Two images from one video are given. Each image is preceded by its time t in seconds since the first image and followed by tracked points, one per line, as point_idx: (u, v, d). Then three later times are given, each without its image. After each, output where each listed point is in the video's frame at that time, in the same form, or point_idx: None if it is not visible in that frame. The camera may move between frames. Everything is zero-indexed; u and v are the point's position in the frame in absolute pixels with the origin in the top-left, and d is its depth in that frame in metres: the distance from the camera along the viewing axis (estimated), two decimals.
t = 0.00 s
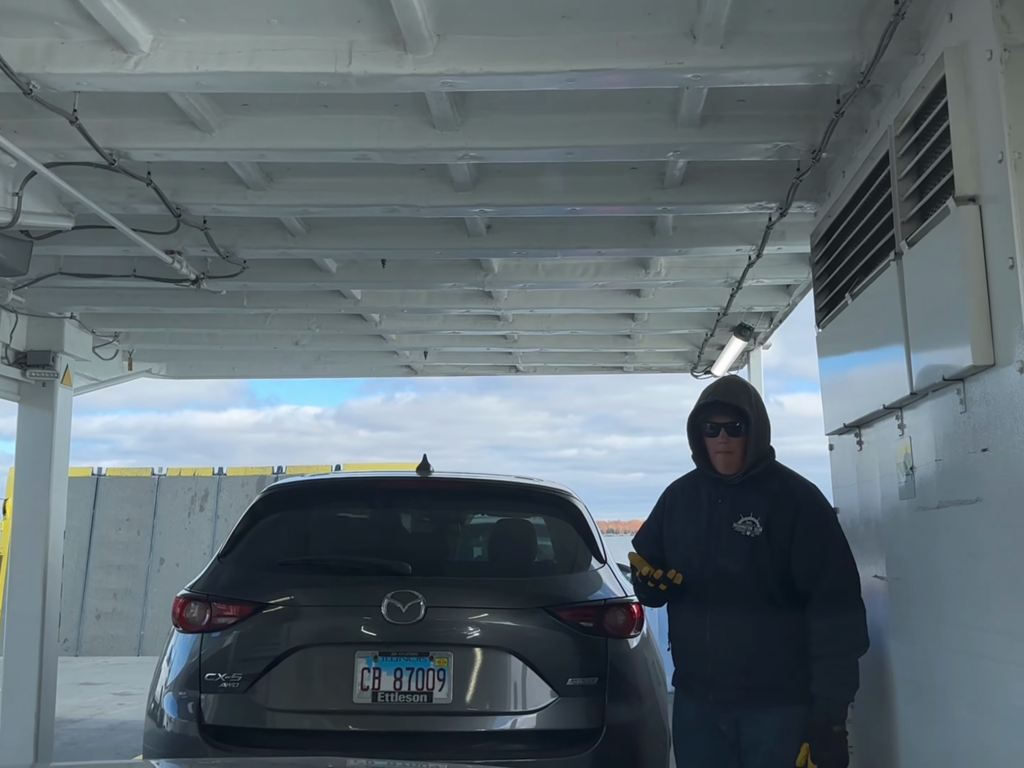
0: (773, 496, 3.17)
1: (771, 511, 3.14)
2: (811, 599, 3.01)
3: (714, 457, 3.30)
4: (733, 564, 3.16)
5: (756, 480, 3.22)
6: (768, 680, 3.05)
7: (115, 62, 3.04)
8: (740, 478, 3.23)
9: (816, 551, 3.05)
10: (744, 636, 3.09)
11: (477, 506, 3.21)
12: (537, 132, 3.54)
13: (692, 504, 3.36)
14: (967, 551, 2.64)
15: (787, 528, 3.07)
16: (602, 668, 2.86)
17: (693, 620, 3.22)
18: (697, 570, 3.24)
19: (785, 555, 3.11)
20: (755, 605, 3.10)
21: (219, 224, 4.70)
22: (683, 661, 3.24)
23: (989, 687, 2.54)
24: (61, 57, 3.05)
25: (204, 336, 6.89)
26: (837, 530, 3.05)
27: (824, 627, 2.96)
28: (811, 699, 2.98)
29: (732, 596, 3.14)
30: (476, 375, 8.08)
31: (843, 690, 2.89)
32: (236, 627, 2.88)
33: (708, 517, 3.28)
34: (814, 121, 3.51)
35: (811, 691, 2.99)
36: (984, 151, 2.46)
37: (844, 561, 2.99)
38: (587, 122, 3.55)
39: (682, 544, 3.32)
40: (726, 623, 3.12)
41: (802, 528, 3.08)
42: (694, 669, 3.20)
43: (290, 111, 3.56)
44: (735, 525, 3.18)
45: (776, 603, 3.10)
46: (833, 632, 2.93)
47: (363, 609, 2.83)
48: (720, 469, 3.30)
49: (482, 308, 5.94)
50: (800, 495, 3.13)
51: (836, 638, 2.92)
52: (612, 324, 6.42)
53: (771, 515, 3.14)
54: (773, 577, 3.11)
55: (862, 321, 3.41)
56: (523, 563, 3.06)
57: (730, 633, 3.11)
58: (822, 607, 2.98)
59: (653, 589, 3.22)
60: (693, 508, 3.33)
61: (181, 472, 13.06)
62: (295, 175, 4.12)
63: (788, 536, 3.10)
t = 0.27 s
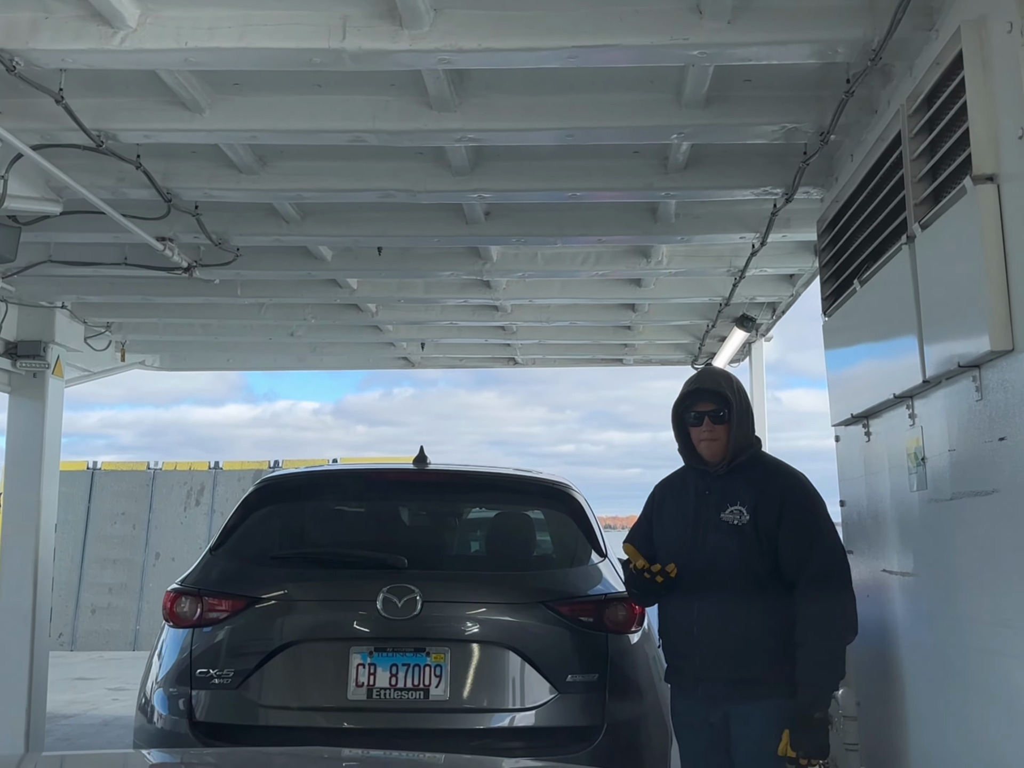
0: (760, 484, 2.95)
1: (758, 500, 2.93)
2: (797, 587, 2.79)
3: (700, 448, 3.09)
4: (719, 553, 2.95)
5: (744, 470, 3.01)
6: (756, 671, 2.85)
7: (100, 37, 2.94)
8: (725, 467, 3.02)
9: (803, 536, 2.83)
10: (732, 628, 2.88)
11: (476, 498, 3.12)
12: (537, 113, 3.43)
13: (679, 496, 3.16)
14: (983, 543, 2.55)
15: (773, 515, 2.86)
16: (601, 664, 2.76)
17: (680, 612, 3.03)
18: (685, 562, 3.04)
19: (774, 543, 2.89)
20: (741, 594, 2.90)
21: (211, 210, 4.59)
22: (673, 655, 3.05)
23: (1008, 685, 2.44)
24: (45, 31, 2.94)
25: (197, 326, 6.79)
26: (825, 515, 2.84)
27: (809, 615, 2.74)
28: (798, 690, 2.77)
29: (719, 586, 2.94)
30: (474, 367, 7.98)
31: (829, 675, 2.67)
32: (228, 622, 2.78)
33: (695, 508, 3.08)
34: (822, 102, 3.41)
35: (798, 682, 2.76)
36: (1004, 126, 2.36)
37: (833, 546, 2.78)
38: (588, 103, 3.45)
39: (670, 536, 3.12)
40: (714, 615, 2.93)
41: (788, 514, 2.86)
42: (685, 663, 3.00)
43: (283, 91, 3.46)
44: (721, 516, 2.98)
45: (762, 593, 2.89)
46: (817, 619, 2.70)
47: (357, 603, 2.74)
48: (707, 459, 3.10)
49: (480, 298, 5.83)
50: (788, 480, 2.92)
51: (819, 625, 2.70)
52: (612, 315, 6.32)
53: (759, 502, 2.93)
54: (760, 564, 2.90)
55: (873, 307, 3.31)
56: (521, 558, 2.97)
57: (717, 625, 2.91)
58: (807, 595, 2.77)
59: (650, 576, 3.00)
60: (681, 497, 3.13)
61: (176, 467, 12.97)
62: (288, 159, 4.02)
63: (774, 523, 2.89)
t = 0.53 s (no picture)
0: (754, 478, 2.82)
1: (753, 494, 2.80)
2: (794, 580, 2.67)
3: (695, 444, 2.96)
4: (713, 549, 2.83)
5: (739, 466, 2.88)
6: (754, 669, 2.72)
7: (91, 20, 2.85)
8: (717, 463, 2.89)
9: (799, 527, 2.71)
10: (729, 624, 2.76)
11: (477, 492, 3.04)
12: (540, 100, 3.35)
13: (673, 493, 3.03)
14: (1000, 541, 2.47)
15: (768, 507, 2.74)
16: (604, 663, 2.69)
17: (677, 611, 2.90)
18: (681, 559, 2.91)
19: (770, 536, 2.77)
20: (737, 590, 2.77)
21: (207, 200, 4.51)
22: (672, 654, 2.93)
23: None
24: (34, 14, 2.86)
25: (194, 319, 6.71)
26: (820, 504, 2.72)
27: (807, 607, 2.62)
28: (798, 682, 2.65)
29: (714, 582, 2.81)
30: (474, 360, 7.90)
31: (830, 669, 2.55)
32: (224, 620, 2.71)
33: (689, 504, 2.95)
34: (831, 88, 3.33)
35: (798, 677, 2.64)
36: None
37: (830, 535, 2.67)
38: (592, 89, 3.36)
39: (664, 534, 3.00)
40: (711, 612, 2.80)
41: (783, 506, 2.74)
42: (684, 662, 2.88)
43: (280, 77, 3.38)
44: (716, 512, 2.84)
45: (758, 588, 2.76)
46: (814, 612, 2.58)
47: (355, 601, 2.67)
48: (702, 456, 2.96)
49: (480, 290, 5.75)
50: (783, 472, 2.80)
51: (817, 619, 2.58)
52: (614, 307, 6.24)
53: (753, 495, 2.81)
54: (755, 559, 2.77)
55: (885, 298, 3.23)
56: (520, 555, 2.89)
57: (714, 622, 2.79)
58: (803, 588, 2.64)
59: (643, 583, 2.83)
60: (675, 494, 3.01)
61: (174, 461, 12.89)
62: (285, 148, 3.94)
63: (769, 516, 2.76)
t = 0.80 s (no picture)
0: (763, 471, 2.74)
1: (761, 488, 2.72)
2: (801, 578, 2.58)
3: (705, 437, 2.90)
4: (720, 544, 2.75)
5: (748, 459, 2.79)
6: (760, 670, 2.63)
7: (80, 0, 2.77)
8: (726, 455, 2.82)
9: (807, 524, 2.62)
10: (735, 622, 2.67)
11: (477, 488, 2.96)
12: (543, 85, 3.26)
13: (682, 489, 2.96)
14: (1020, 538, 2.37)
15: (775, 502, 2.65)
16: (608, 662, 2.61)
17: (683, 609, 2.82)
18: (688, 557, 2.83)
19: (778, 532, 2.68)
20: (743, 587, 2.68)
21: (204, 189, 4.43)
22: (678, 653, 2.84)
23: None
24: None
25: (193, 312, 6.63)
26: (828, 500, 2.63)
27: (812, 606, 2.53)
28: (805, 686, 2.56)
29: (720, 578, 2.73)
30: (475, 354, 7.81)
31: (837, 672, 2.45)
32: (219, 618, 2.63)
33: (696, 501, 2.87)
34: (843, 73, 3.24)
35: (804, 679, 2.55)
36: None
37: (839, 532, 2.58)
38: (596, 74, 3.27)
39: (672, 532, 2.92)
40: (717, 611, 2.72)
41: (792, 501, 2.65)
42: (691, 663, 2.79)
43: (276, 62, 3.30)
44: (724, 506, 2.76)
45: (765, 585, 2.67)
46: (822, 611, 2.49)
47: (352, 598, 2.59)
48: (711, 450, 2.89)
49: (482, 283, 5.66)
50: (792, 466, 2.71)
51: (824, 618, 2.49)
52: (617, 301, 6.15)
53: (760, 489, 2.72)
54: (762, 555, 2.68)
55: (897, 289, 3.15)
56: (522, 553, 2.80)
57: (721, 622, 2.70)
58: (810, 587, 2.55)
59: (653, 573, 2.76)
60: (685, 489, 2.94)
61: (174, 456, 12.82)
62: (282, 136, 3.85)
63: (777, 510, 2.67)
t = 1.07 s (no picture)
0: (787, 464, 2.65)
1: (783, 482, 2.62)
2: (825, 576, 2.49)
3: (726, 430, 2.80)
4: (739, 539, 2.65)
5: (771, 453, 2.70)
6: (778, 670, 2.55)
7: None
8: (749, 448, 2.72)
9: (832, 520, 2.52)
10: (754, 618, 2.59)
11: (479, 484, 2.88)
12: (552, 68, 3.18)
13: (700, 481, 2.86)
14: None
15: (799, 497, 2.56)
16: (615, 661, 2.53)
17: (699, 604, 2.74)
18: (705, 550, 2.74)
19: (800, 528, 2.59)
20: (762, 584, 2.60)
21: (203, 179, 4.34)
22: (691, 649, 2.76)
23: None
24: None
25: (192, 306, 6.54)
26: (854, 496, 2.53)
27: (836, 606, 2.44)
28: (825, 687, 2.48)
29: (738, 574, 2.64)
30: (479, 350, 7.72)
31: (860, 675, 2.37)
32: (218, 615, 2.54)
33: (715, 493, 2.78)
34: (860, 55, 3.15)
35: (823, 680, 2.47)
36: None
37: (864, 530, 2.48)
38: (605, 56, 3.18)
39: (689, 524, 2.83)
40: (734, 608, 2.63)
41: (817, 495, 2.56)
42: (705, 661, 2.71)
43: (277, 45, 3.20)
44: (744, 500, 2.67)
45: (785, 582, 2.58)
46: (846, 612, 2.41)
47: (354, 595, 2.50)
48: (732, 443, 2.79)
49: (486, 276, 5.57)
50: (817, 459, 2.61)
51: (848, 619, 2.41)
52: (623, 295, 6.06)
53: (783, 483, 2.63)
54: (783, 551, 2.59)
55: (914, 278, 3.06)
56: (527, 549, 2.71)
57: (738, 619, 2.61)
58: (834, 586, 2.46)
59: (666, 560, 2.71)
60: (702, 480, 2.85)
61: (175, 453, 12.74)
62: (283, 123, 3.77)
63: (801, 505, 2.58)
